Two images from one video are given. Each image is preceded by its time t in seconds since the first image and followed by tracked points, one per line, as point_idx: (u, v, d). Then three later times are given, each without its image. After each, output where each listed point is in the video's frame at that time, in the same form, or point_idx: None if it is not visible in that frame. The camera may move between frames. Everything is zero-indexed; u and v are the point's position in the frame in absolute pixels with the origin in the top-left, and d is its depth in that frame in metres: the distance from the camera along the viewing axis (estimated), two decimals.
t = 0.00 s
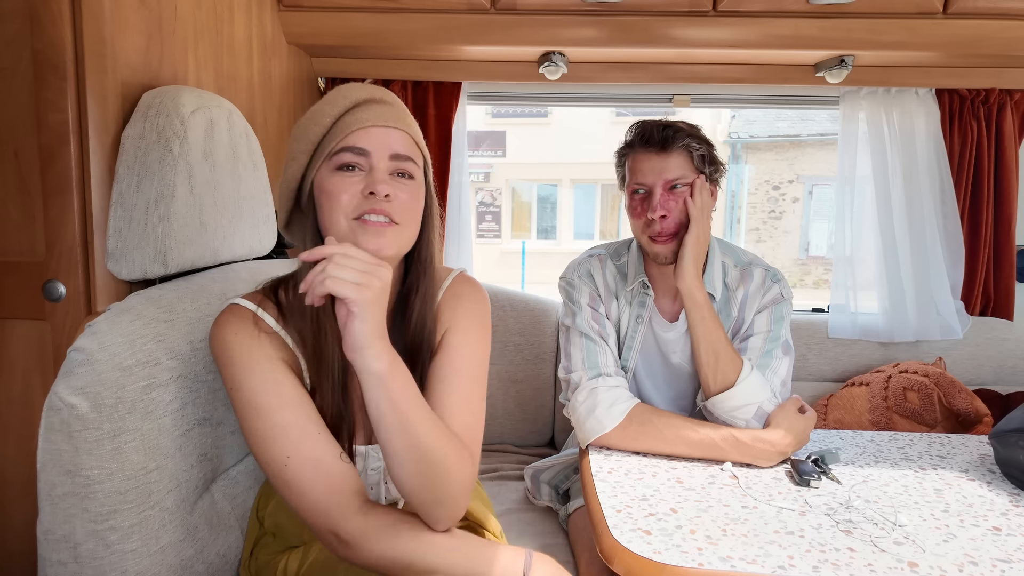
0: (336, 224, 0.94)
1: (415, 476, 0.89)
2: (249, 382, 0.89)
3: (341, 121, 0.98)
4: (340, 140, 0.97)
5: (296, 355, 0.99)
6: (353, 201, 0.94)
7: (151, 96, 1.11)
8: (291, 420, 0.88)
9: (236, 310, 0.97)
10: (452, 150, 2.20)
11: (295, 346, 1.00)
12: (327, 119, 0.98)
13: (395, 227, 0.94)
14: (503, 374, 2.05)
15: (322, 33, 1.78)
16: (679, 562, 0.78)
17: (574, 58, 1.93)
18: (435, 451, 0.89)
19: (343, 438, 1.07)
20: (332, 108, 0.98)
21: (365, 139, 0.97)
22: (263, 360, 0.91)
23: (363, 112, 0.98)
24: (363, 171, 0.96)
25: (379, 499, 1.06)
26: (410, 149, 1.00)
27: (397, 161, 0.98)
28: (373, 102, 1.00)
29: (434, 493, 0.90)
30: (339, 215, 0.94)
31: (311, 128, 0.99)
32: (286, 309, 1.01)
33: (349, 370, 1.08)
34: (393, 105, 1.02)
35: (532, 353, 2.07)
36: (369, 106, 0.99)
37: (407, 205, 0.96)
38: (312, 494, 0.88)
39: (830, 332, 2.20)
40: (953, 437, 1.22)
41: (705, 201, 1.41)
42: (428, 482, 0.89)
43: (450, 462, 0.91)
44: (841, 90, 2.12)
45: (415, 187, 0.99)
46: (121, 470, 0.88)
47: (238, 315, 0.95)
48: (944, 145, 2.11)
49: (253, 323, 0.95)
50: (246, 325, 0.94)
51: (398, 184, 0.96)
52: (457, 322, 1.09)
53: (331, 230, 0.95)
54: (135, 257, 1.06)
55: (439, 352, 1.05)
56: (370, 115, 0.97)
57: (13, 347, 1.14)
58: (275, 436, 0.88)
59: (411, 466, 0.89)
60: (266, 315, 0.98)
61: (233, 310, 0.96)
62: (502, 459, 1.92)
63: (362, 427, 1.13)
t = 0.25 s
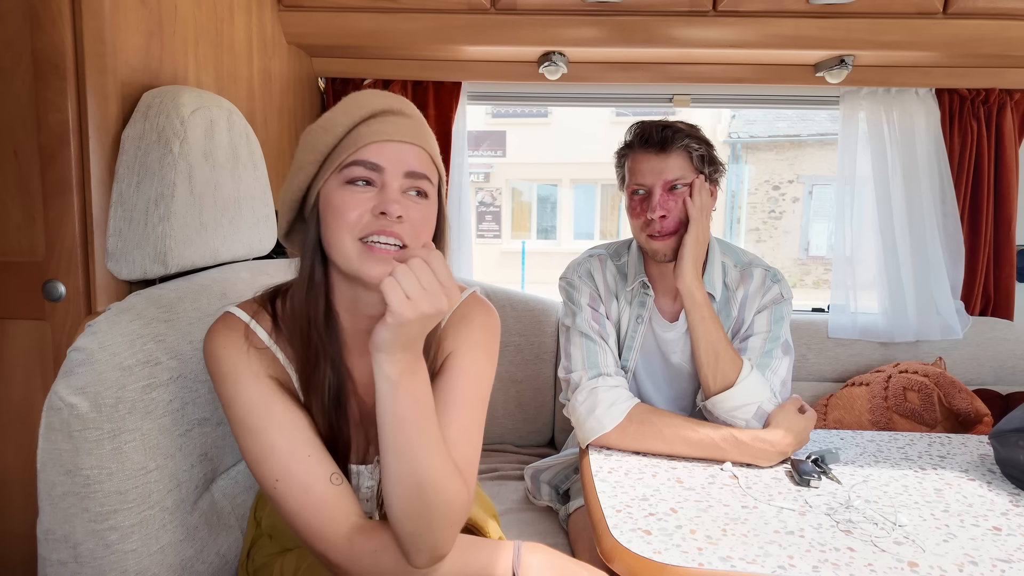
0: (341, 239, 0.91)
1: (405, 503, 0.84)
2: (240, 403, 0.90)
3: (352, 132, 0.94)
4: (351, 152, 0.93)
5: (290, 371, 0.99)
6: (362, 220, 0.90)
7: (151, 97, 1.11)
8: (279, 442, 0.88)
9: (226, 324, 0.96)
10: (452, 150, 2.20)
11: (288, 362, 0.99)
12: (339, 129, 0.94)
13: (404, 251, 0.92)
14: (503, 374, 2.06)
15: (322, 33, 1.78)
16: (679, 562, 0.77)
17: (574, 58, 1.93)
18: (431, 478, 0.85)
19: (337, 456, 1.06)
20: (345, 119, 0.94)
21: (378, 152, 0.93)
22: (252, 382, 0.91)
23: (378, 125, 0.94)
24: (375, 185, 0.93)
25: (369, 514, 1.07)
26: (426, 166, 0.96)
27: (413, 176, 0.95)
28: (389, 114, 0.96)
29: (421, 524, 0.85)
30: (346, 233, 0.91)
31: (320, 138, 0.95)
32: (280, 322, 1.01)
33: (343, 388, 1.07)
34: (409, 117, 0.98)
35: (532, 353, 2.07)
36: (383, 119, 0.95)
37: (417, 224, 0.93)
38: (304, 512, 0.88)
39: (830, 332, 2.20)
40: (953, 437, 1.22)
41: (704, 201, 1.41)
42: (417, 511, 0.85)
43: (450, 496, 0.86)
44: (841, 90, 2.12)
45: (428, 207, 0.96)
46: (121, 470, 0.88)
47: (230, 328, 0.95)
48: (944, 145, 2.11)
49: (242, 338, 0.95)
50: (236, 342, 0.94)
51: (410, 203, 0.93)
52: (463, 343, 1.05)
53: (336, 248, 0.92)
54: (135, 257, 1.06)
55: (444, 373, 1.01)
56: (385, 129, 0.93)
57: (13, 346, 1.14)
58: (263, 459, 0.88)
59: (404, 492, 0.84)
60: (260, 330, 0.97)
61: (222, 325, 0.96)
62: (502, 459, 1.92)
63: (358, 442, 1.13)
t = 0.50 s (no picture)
0: (381, 243, 0.91)
1: (414, 503, 0.85)
2: (245, 410, 0.89)
3: (374, 135, 0.91)
4: (379, 155, 0.91)
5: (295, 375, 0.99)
6: (398, 219, 0.90)
7: (151, 97, 1.11)
8: (283, 449, 0.88)
9: (232, 329, 0.96)
10: (452, 150, 2.20)
11: (292, 367, 0.99)
12: (363, 132, 0.90)
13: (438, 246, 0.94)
14: (503, 374, 2.06)
15: (322, 33, 1.78)
16: (679, 562, 0.77)
17: (574, 58, 1.93)
18: (438, 480, 0.85)
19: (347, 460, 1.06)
20: (365, 121, 0.91)
21: (402, 152, 0.92)
22: (259, 388, 0.91)
23: (400, 124, 0.92)
24: (401, 186, 0.92)
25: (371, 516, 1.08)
26: (438, 157, 0.98)
27: (432, 171, 0.95)
28: (403, 110, 0.95)
29: (432, 523, 0.86)
30: (384, 235, 0.90)
31: (347, 140, 0.89)
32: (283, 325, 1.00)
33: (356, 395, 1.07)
34: (414, 112, 0.97)
35: (532, 353, 2.07)
36: (403, 117, 0.94)
37: (444, 217, 0.95)
38: (306, 520, 0.88)
39: (830, 332, 2.20)
40: (953, 437, 1.22)
41: (705, 201, 1.41)
42: (426, 511, 0.85)
43: (461, 494, 0.87)
44: (841, 90, 2.12)
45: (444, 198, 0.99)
46: (122, 470, 0.88)
47: (234, 334, 0.95)
48: (944, 145, 2.11)
49: (248, 345, 0.95)
50: (241, 347, 0.94)
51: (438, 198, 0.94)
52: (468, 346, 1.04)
53: (372, 252, 0.91)
54: (135, 257, 1.06)
55: (451, 376, 1.01)
56: (407, 127, 0.92)
57: (13, 346, 1.14)
58: (265, 466, 0.88)
59: (412, 494, 0.85)
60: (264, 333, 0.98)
61: (228, 331, 0.96)
62: (501, 459, 1.92)
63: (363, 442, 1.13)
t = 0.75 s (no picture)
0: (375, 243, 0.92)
1: (401, 493, 0.86)
2: (237, 411, 0.90)
3: (367, 135, 0.91)
4: (373, 154, 0.91)
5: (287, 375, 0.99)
6: (389, 219, 0.91)
7: (150, 96, 1.11)
8: (274, 450, 0.88)
9: (225, 330, 0.96)
10: (452, 150, 2.20)
11: (284, 367, 0.98)
12: (359, 131, 0.90)
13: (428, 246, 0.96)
14: (503, 374, 2.06)
15: (322, 33, 1.78)
16: (679, 562, 0.78)
17: (574, 58, 1.93)
18: (427, 470, 0.86)
19: (339, 458, 1.05)
20: (359, 120, 0.91)
21: (396, 152, 0.93)
22: (250, 389, 0.91)
23: (393, 125, 0.93)
24: (395, 186, 0.93)
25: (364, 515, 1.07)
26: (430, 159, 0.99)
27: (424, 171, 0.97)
28: (396, 112, 0.96)
29: (418, 515, 0.86)
30: (375, 234, 0.91)
31: (341, 140, 0.89)
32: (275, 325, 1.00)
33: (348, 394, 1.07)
34: (406, 113, 0.97)
35: (532, 353, 2.07)
36: (396, 118, 0.95)
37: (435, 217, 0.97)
38: (301, 519, 0.88)
39: (830, 332, 2.20)
40: (953, 437, 1.22)
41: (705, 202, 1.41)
42: (413, 502, 0.86)
43: (445, 486, 0.87)
44: (841, 90, 2.12)
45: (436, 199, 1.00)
46: (122, 470, 0.88)
47: (227, 335, 0.95)
48: (944, 145, 2.11)
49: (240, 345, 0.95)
50: (233, 347, 0.94)
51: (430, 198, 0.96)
52: (463, 342, 1.05)
53: (365, 250, 0.92)
54: (135, 257, 1.06)
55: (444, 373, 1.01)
56: (401, 128, 0.94)
57: (13, 347, 1.14)
58: (257, 467, 0.89)
59: (400, 482, 0.86)
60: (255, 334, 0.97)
61: (222, 331, 0.96)
62: (501, 460, 1.92)
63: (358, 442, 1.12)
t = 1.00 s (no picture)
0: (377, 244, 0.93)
1: (415, 493, 0.87)
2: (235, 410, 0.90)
3: (372, 137, 0.91)
4: (376, 157, 0.91)
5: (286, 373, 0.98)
6: (392, 222, 0.92)
7: (150, 97, 1.11)
8: (272, 449, 0.88)
9: (222, 328, 0.96)
10: (452, 150, 2.20)
11: (283, 366, 0.98)
12: (364, 133, 0.90)
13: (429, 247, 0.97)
14: (503, 374, 2.06)
15: (322, 33, 1.78)
16: (679, 562, 0.78)
17: (574, 58, 1.93)
18: (443, 470, 0.88)
19: (336, 457, 1.06)
20: (364, 122, 0.91)
21: (399, 155, 0.93)
22: (248, 388, 0.91)
23: (397, 128, 0.93)
24: (397, 188, 0.94)
25: (359, 512, 1.08)
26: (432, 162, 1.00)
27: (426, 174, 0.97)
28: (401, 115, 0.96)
29: (432, 513, 0.87)
30: (379, 236, 0.92)
31: (347, 142, 0.89)
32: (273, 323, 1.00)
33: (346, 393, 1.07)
34: (409, 115, 0.98)
35: (532, 353, 2.07)
36: (400, 121, 0.95)
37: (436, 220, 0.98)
38: (300, 518, 0.88)
39: (830, 332, 2.20)
40: (953, 437, 1.22)
41: (705, 202, 1.41)
42: (426, 501, 0.87)
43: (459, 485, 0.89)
44: (841, 90, 2.12)
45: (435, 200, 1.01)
46: (122, 470, 0.88)
47: (224, 334, 0.95)
48: (944, 145, 2.11)
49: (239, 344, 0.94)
50: (232, 345, 0.93)
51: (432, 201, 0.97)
52: (464, 338, 1.05)
53: (368, 251, 0.93)
54: (135, 256, 1.06)
55: (446, 371, 1.02)
56: (405, 131, 0.94)
57: (13, 347, 1.14)
58: (255, 466, 0.88)
59: (416, 482, 0.87)
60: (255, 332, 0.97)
61: (220, 329, 0.96)
62: (501, 459, 1.92)
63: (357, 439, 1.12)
